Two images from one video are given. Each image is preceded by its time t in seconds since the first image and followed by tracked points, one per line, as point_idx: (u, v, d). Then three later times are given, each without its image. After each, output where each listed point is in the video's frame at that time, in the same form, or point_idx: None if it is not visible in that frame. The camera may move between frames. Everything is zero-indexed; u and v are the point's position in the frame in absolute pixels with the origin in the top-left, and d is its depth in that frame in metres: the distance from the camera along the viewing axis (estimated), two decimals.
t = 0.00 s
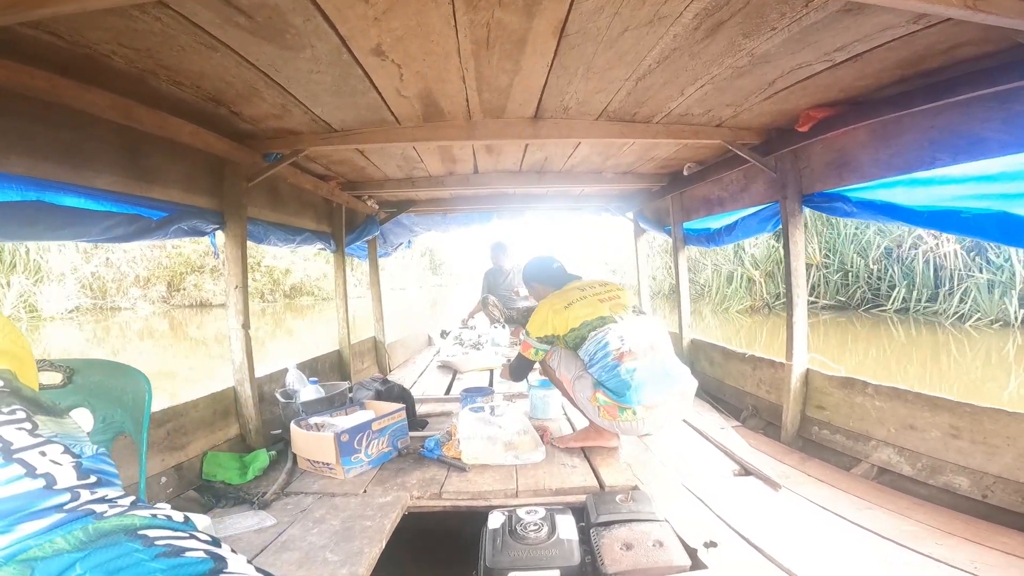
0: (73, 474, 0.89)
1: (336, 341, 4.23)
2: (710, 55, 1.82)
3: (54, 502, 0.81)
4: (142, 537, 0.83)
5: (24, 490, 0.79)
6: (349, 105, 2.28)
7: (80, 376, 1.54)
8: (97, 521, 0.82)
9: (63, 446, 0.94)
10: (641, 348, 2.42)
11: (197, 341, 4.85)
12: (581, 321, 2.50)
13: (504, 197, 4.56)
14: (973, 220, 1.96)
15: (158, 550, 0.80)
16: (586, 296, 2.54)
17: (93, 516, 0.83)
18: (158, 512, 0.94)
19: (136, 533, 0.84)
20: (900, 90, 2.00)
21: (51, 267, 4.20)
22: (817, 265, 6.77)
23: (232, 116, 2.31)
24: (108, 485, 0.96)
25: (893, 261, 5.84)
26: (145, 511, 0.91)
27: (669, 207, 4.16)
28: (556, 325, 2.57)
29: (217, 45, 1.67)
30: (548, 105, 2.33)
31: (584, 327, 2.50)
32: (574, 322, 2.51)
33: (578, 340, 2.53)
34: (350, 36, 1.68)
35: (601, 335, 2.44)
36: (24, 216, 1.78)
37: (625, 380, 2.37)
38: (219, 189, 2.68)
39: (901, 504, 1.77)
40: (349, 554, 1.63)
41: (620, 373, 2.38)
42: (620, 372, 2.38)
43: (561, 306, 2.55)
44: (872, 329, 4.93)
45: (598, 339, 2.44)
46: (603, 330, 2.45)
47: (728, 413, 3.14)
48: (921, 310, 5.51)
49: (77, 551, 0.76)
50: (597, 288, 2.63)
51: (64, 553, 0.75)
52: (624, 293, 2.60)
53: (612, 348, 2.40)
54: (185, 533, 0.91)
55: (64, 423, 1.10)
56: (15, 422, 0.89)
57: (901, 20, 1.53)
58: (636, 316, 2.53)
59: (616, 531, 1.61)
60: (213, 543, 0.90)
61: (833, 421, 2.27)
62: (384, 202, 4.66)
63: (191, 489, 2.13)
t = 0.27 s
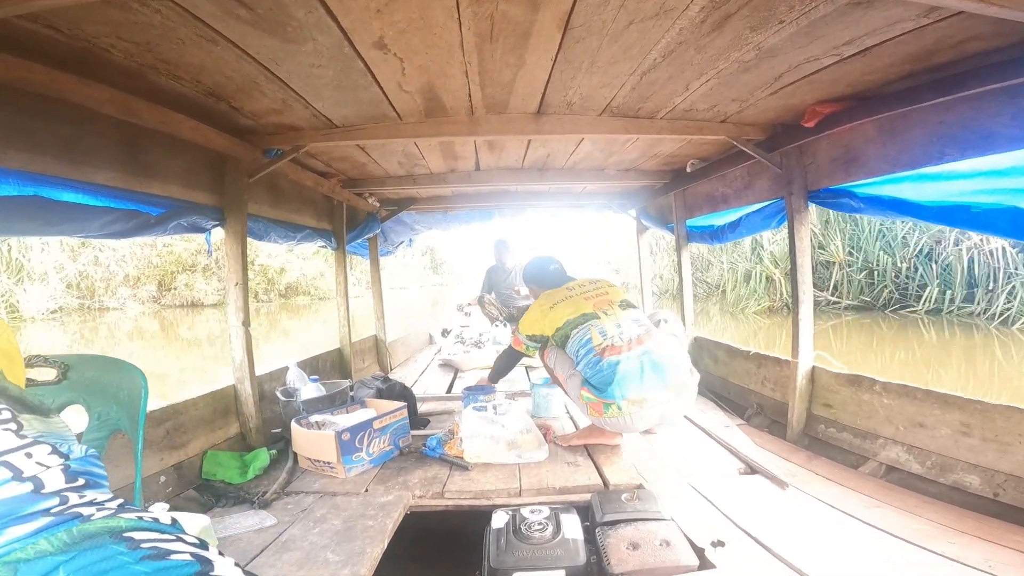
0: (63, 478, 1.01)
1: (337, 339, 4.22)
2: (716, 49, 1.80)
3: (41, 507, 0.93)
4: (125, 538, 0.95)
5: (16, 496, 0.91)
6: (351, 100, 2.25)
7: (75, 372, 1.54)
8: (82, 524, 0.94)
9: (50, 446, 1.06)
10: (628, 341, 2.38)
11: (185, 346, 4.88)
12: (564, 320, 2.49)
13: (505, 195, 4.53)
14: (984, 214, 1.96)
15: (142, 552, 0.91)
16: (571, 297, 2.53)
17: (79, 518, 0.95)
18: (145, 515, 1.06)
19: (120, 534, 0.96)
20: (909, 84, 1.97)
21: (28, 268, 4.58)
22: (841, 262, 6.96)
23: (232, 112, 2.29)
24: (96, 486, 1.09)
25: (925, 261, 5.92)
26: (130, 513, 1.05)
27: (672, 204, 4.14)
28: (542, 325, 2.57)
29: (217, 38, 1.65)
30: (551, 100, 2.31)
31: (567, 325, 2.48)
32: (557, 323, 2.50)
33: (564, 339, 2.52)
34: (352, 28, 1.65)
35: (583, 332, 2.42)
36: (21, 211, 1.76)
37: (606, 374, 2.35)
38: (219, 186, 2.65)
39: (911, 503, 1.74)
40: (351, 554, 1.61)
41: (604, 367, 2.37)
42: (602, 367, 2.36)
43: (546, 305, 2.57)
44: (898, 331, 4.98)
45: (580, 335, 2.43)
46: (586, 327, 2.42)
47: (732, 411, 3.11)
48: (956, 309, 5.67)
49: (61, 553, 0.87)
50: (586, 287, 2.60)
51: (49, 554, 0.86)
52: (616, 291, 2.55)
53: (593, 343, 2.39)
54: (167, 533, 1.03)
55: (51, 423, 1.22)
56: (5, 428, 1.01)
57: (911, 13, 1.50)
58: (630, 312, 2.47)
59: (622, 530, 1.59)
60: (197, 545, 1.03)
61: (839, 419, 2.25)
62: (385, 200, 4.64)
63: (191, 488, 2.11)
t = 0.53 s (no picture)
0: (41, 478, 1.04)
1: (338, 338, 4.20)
2: (721, 42, 1.77)
3: (21, 507, 0.95)
4: (108, 537, 0.96)
5: None
6: (350, 94, 2.22)
7: (64, 368, 1.52)
8: (62, 523, 0.96)
9: (29, 444, 1.10)
10: (624, 336, 2.35)
11: (177, 347, 4.85)
12: (559, 318, 2.45)
13: (507, 192, 4.50)
14: (994, 207, 1.92)
15: (123, 551, 0.93)
16: (566, 295, 2.47)
17: (59, 517, 0.98)
18: (128, 513, 1.07)
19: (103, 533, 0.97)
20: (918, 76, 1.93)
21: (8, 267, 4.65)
22: (867, 259, 6.66)
23: (229, 107, 2.26)
24: (77, 484, 1.14)
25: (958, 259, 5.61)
26: (111, 511, 1.06)
27: (674, 200, 4.10)
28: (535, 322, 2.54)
29: (213, 31, 1.62)
30: (553, 94, 2.27)
31: (562, 322, 2.44)
32: (552, 320, 2.47)
33: (558, 336, 2.49)
34: (351, 20, 1.62)
35: (579, 328, 2.39)
36: (15, 207, 1.73)
37: (604, 371, 2.33)
38: (217, 183, 2.62)
39: (922, 501, 1.71)
40: (351, 555, 1.58)
41: (601, 364, 2.34)
42: (599, 363, 2.34)
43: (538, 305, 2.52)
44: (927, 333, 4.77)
45: (575, 332, 2.39)
46: (581, 324, 2.38)
47: (737, 408, 3.08)
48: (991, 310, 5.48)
49: (41, 552, 0.88)
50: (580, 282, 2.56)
51: (29, 555, 0.87)
52: (610, 287, 2.51)
53: (590, 340, 2.36)
54: (151, 531, 1.04)
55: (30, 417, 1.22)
56: None
57: (922, 3, 1.47)
58: (627, 306, 2.43)
59: (627, 530, 1.56)
60: (179, 544, 1.05)
61: (847, 416, 2.22)
62: (385, 197, 4.61)
63: (190, 488, 2.09)
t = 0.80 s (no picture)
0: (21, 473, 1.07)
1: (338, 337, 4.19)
2: (721, 36, 1.75)
3: None
4: (86, 533, 0.95)
5: None
6: (348, 91, 2.20)
7: (55, 367, 1.53)
8: (39, 519, 0.94)
9: (10, 439, 1.14)
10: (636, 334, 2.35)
11: (172, 349, 4.84)
12: (570, 313, 2.41)
13: (507, 190, 4.48)
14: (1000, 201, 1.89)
15: (100, 547, 0.91)
16: (574, 290, 2.45)
17: (37, 512, 0.96)
18: (110, 509, 1.06)
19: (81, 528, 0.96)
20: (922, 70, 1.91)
21: None
22: (898, 257, 6.19)
23: (227, 105, 2.24)
24: (56, 480, 1.14)
25: (997, 257, 5.12)
26: (90, 507, 1.06)
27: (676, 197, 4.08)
28: (545, 318, 2.48)
29: (209, 28, 1.60)
30: (552, 90, 2.25)
31: (574, 318, 2.40)
32: (563, 316, 2.42)
33: (569, 333, 2.45)
34: (348, 16, 1.60)
35: (592, 325, 2.35)
36: (11, 205, 1.72)
37: (619, 368, 2.30)
38: (216, 182, 2.61)
39: (928, 499, 1.69)
40: (350, 556, 1.56)
41: (615, 361, 2.32)
42: (614, 360, 2.32)
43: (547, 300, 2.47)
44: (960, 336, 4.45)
45: (588, 329, 2.35)
46: (593, 321, 2.35)
47: (740, 407, 3.06)
48: None
49: (17, 547, 0.86)
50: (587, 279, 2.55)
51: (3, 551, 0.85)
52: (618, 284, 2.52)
53: (604, 337, 2.32)
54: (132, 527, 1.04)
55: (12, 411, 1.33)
56: None
57: None
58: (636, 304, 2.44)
59: (630, 529, 1.54)
60: (157, 540, 1.04)
61: (851, 414, 2.20)
62: (385, 196, 4.60)
63: (189, 488, 2.08)
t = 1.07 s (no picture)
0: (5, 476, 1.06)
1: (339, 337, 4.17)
2: (724, 32, 1.73)
3: None
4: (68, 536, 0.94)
5: None
6: (349, 89, 2.19)
7: (51, 367, 1.51)
8: (22, 522, 0.94)
9: None
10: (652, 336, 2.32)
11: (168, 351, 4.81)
12: (589, 311, 2.46)
13: (509, 189, 4.45)
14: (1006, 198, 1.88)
15: (81, 550, 0.91)
16: (593, 287, 2.50)
17: (20, 516, 0.97)
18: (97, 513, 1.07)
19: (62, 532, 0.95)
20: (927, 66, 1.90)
21: None
22: (933, 254, 5.92)
23: (228, 104, 2.24)
24: (41, 484, 1.14)
25: None
26: (74, 511, 1.05)
27: (679, 195, 4.05)
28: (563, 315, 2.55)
29: (208, 26, 1.59)
30: (554, 87, 2.23)
31: (594, 316, 2.45)
32: (580, 312, 2.48)
33: (587, 330, 2.48)
34: (348, 13, 1.59)
35: (609, 325, 2.36)
36: (7, 203, 1.71)
37: (634, 370, 2.26)
38: (216, 181, 2.60)
39: (934, 499, 1.68)
40: (352, 557, 1.55)
41: (631, 363, 2.28)
42: (629, 361, 2.28)
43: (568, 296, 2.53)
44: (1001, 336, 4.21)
45: (606, 328, 2.37)
46: (612, 320, 2.37)
47: (744, 406, 3.04)
48: None
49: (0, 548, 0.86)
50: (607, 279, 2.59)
51: None
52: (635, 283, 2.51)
53: (621, 337, 2.31)
54: (117, 530, 1.03)
55: None
56: None
57: None
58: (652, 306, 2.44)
59: (635, 530, 1.54)
60: (143, 544, 1.03)
61: (857, 412, 2.18)
62: (386, 195, 4.58)
63: (189, 490, 2.07)
